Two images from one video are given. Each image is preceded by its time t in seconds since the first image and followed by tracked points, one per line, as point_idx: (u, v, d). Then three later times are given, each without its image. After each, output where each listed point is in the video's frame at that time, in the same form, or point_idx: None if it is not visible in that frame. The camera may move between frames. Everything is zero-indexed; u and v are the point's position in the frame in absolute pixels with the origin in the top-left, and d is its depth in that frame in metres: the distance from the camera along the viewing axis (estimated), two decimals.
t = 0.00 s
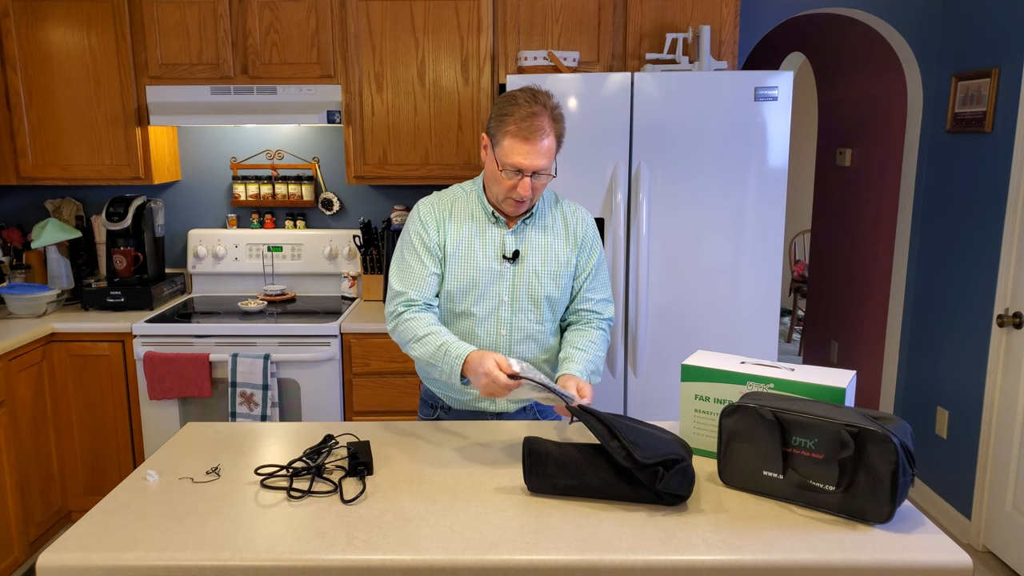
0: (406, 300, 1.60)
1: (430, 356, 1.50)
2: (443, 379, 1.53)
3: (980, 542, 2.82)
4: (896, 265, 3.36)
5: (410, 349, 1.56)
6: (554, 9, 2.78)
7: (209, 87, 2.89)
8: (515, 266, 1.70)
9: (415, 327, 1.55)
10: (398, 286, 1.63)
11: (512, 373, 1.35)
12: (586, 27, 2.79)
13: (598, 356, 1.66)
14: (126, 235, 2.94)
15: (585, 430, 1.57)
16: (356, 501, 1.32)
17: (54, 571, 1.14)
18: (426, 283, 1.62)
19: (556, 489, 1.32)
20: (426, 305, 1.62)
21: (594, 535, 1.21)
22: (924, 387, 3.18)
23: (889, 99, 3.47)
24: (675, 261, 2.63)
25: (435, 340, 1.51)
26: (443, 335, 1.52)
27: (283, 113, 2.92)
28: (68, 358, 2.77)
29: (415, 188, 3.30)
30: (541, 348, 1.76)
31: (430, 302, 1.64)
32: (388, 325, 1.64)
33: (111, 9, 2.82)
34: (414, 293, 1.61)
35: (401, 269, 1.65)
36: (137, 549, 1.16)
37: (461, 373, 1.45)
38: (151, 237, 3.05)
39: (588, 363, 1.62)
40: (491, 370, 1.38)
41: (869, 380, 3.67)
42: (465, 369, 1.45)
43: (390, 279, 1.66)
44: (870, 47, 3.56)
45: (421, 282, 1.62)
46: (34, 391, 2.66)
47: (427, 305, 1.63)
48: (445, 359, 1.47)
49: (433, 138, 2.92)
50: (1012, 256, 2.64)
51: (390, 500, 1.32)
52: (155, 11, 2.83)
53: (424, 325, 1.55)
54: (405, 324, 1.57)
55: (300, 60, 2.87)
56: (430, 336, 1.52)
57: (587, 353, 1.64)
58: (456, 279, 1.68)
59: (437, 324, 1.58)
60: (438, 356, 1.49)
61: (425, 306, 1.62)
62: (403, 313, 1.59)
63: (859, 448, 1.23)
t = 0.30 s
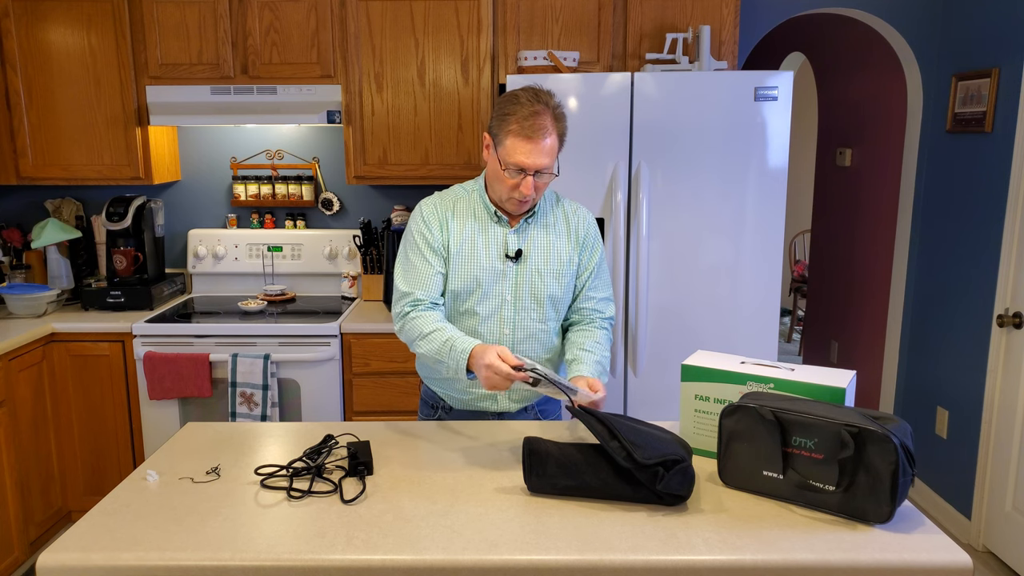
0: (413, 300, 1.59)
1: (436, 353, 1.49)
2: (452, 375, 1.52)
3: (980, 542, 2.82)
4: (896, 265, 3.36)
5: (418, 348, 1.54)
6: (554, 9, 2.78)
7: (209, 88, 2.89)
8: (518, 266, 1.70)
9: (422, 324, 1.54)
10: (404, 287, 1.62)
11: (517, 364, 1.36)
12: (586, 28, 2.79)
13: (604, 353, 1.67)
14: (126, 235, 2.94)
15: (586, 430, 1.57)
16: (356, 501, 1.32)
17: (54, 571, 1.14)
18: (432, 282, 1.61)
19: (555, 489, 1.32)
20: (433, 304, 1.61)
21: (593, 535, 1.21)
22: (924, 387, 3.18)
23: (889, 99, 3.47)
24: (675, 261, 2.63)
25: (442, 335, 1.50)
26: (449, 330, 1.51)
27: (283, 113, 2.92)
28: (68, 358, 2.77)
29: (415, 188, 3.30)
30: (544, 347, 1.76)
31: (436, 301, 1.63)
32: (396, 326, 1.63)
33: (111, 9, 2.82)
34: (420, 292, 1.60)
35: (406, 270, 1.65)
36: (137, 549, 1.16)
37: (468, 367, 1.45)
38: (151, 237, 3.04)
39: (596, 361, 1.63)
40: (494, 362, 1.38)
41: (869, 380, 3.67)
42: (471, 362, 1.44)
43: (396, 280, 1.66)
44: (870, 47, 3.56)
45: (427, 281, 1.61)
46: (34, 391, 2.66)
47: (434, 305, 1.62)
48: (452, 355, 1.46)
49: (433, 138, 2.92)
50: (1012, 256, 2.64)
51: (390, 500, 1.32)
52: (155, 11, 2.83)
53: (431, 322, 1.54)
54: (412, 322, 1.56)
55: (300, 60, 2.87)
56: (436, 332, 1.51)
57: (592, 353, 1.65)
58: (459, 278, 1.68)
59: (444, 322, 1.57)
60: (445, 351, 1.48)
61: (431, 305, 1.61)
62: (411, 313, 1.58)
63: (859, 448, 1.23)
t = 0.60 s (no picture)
0: (421, 300, 1.59)
1: (443, 350, 1.49)
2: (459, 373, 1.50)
3: (980, 542, 2.82)
4: (896, 265, 3.36)
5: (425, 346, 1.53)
6: (554, 9, 2.78)
7: (209, 88, 2.89)
8: (519, 265, 1.70)
9: (428, 323, 1.54)
10: (410, 287, 1.62)
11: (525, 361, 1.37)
12: (586, 27, 2.79)
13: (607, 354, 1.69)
14: (126, 235, 2.94)
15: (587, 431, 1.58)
16: (356, 501, 1.32)
17: (54, 571, 1.14)
18: (437, 281, 1.62)
19: (555, 490, 1.32)
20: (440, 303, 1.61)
21: (594, 535, 1.21)
22: (924, 387, 3.18)
23: (889, 99, 3.47)
24: (675, 261, 2.63)
25: (448, 333, 1.49)
26: (456, 328, 1.51)
27: (283, 113, 2.92)
28: (68, 358, 2.77)
29: (416, 188, 3.30)
30: (545, 348, 1.76)
31: (443, 300, 1.63)
32: (403, 327, 1.62)
33: (111, 9, 2.82)
34: (427, 291, 1.60)
35: (410, 270, 1.65)
36: (137, 549, 1.16)
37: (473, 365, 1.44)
38: (151, 237, 3.04)
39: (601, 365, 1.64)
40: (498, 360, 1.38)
41: (869, 380, 3.67)
42: (478, 360, 1.43)
43: (402, 280, 1.66)
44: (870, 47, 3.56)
45: (433, 280, 1.61)
46: (34, 391, 2.66)
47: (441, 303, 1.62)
48: (458, 352, 1.46)
49: (433, 138, 2.92)
50: (1012, 256, 2.64)
51: (390, 500, 1.32)
52: (155, 11, 2.83)
53: (437, 320, 1.54)
54: (419, 321, 1.56)
55: (300, 60, 2.87)
56: (442, 330, 1.51)
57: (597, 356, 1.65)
58: (461, 278, 1.67)
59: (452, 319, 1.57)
60: (451, 349, 1.47)
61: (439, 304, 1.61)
62: (418, 313, 1.58)
63: (859, 448, 1.23)
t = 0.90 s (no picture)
0: (416, 291, 1.57)
1: (430, 337, 1.47)
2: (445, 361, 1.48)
3: (980, 542, 2.83)
4: (896, 265, 3.36)
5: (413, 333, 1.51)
6: (554, 9, 2.78)
7: (209, 88, 2.89)
8: (520, 265, 1.70)
9: (418, 310, 1.52)
10: (407, 280, 1.60)
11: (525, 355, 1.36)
12: (586, 27, 2.79)
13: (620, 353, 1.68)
14: (126, 235, 2.94)
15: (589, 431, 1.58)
16: (356, 501, 1.32)
17: (54, 571, 1.14)
18: (434, 275, 1.60)
19: (556, 491, 1.32)
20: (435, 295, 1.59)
21: (594, 535, 1.21)
22: (924, 387, 3.18)
23: (889, 99, 3.47)
24: (675, 261, 2.63)
25: (436, 320, 1.48)
26: (444, 316, 1.49)
27: (283, 113, 2.92)
28: (68, 358, 2.77)
29: (416, 188, 3.30)
30: (547, 348, 1.76)
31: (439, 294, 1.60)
32: (397, 321, 1.59)
33: (111, 9, 2.82)
34: (424, 284, 1.57)
35: (408, 265, 1.63)
36: (137, 549, 1.16)
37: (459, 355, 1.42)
38: (151, 237, 3.04)
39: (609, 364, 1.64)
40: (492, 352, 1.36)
41: (869, 380, 3.67)
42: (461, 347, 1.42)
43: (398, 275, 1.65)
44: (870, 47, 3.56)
45: (430, 273, 1.60)
46: (34, 391, 2.66)
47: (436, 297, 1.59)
48: (444, 339, 1.44)
49: (433, 138, 2.92)
50: (1012, 256, 2.64)
51: (390, 500, 1.32)
52: (155, 11, 2.83)
53: (428, 308, 1.51)
54: (409, 310, 1.54)
55: (300, 60, 2.87)
56: (430, 317, 1.49)
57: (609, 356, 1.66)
58: (461, 277, 1.68)
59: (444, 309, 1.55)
60: (437, 336, 1.45)
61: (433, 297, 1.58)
62: (410, 303, 1.55)
63: (858, 448, 1.23)
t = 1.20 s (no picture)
0: (411, 284, 1.56)
1: (423, 327, 1.46)
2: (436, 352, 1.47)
3: (980, 542, 2.83)
4: (896, 265, 3.36)
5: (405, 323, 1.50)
6: (554, 9, 2.78)
7: (209, 87, 2.89)
8: (519, 265, 1.70)
9: (412, 301, 1.51)
10: (402, 275, 1.60)
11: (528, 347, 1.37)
12: (586, 27, 2.79)
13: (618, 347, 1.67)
14: (126, 235, 2.94)
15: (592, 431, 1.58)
16: (357, 501, 1.32)
17: (54, 571, 1.14)
18: (429, 271, 1.59)
19: (556, 491, 1.32)
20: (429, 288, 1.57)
21: (594, 535, 1.21)
22: (924, 387, 3.18)
23: (889, 99, 3.47)
24: (675, 261, 2.63)
25: (430, 309, 1.47)
26: (438, 306, 1.48)
27: (283, 113, 2.92)
28: (68, 358, 2.77)
29: (416, 188, 3.30)
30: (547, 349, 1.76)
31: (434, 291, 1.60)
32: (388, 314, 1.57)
33: (111, 9, 2.82)
34: (418, 278, 1.57)
35: (405, 261, 1.63)
36: (137, 549, 1.16)
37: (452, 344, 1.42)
38: (151, 237, 3.04)
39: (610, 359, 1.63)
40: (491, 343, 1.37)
41: (869, 380, 3.67)
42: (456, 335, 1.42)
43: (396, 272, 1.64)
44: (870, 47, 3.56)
45: (426, 270, 1.59)
46: (34, 391, 2.66)
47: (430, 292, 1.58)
48: (438, 329, 1.43)
49: (433, 138, 2.92)
50: (1012, 256, 2.64)
51: (390, 500, 1.32)
52: (155, 11, 2.83)
53: (422, 301, 1.50)
54: (402, 302, 1.53)
55: (300, 60, 2.87)
56: (424, 307, 1.48)
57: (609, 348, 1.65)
58: (460, 277, 1.68)
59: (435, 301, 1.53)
60: (430, 326, 1.44)
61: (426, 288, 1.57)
62: (404, 295, 1.54)
63: (859, 448, 1.23)
